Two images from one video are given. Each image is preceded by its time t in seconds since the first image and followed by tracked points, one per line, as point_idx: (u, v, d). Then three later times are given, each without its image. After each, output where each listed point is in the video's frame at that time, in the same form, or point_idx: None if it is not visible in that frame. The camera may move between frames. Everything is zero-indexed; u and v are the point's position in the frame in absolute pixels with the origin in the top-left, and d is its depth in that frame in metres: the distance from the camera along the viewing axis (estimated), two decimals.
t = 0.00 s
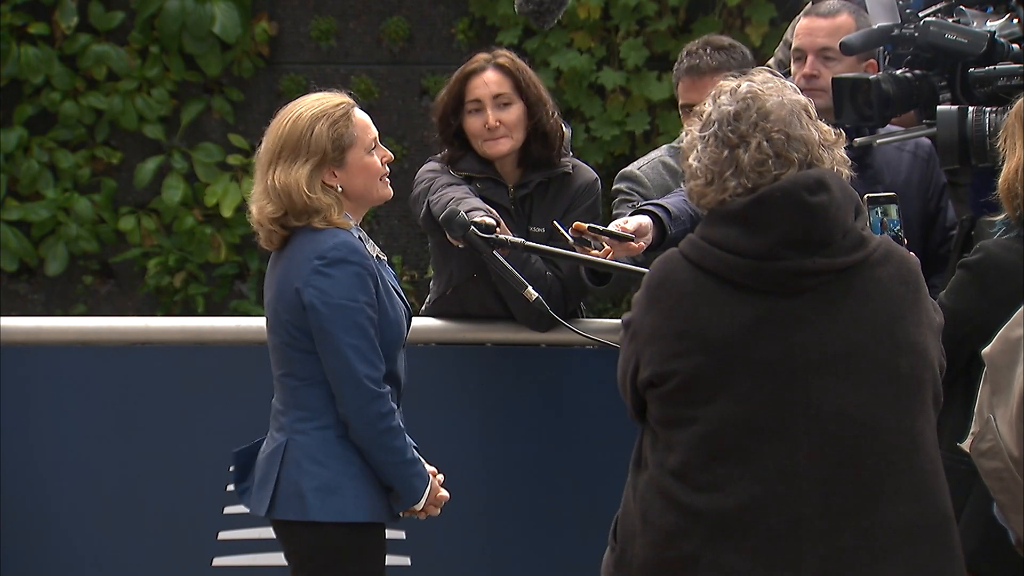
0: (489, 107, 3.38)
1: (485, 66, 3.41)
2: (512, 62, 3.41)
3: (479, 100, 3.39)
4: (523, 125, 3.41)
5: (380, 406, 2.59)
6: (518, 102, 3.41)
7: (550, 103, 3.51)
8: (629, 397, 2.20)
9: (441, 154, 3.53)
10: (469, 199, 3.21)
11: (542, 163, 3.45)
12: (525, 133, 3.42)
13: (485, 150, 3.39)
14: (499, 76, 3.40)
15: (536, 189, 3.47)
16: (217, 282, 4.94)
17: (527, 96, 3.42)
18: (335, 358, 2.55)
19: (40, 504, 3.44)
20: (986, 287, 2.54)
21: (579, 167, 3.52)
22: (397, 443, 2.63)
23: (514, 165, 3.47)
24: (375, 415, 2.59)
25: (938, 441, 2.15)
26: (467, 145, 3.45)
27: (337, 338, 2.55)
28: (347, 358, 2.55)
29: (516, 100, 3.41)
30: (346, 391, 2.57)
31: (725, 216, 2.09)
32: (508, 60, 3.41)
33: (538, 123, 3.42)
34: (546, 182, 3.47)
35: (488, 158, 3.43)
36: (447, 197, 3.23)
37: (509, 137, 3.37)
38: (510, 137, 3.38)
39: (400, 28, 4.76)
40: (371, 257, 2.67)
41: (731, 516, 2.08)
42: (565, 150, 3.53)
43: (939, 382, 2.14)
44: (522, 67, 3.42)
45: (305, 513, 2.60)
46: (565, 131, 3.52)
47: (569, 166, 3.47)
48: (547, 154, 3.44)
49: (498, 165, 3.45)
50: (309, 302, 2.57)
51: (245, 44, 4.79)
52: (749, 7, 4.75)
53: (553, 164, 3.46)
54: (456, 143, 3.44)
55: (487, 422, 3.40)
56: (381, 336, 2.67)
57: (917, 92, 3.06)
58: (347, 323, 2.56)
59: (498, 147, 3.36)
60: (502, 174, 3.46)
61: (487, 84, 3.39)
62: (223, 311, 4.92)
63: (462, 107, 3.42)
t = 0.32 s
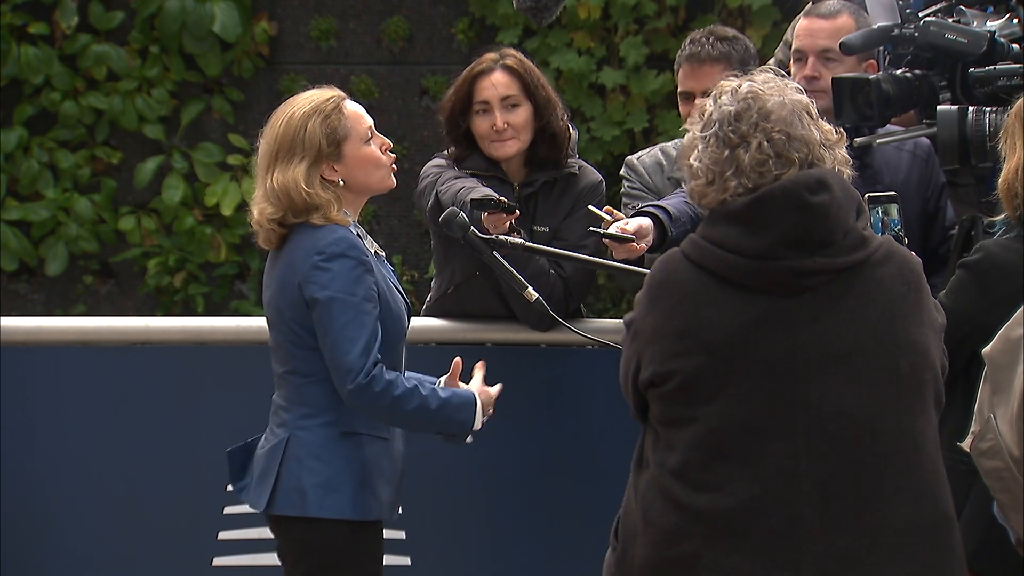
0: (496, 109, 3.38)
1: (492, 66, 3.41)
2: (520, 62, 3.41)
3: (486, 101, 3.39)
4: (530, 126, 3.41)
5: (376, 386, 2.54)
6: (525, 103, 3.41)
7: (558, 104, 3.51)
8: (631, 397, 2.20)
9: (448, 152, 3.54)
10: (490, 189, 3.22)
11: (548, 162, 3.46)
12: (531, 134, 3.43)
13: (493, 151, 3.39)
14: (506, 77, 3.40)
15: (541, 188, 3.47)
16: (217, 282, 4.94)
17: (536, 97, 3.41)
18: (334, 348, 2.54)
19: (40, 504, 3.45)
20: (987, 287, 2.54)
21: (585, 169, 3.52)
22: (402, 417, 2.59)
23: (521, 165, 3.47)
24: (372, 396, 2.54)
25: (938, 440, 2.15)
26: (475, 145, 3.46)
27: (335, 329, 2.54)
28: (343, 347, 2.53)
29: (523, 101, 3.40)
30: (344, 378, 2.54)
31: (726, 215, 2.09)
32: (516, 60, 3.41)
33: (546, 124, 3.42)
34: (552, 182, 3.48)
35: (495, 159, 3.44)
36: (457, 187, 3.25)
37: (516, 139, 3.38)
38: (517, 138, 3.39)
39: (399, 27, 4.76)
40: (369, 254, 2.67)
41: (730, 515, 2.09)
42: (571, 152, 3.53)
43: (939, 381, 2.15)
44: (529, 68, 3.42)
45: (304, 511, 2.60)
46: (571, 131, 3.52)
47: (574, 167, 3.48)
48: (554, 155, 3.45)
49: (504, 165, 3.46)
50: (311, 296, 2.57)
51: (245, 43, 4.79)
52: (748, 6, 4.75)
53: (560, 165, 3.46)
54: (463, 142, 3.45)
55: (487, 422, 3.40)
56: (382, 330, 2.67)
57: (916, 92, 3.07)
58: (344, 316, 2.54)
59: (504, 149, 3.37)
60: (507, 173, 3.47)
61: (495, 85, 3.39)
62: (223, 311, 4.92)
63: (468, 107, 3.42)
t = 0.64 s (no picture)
0: (497, 108, 3.38)
1: (493, 66, 3.41)
2: (521, 62, 3.42)
3: (487, 100, 3.39)
4: (532, 127, 3.41)
5: (361, 398, 2.54)
6: (526, 103, 3.41)
7: (560, 104, 3.51)
8: (633, 398, 2.21)
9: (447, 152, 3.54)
10: (488, 189, 3.22)
11: (548, 162, 3.46)
12: (532, 134, 3.43)
13: (494, 150, 3.39)
14: (508, 77, 3.40)
15: (541, 189, 3.47)
16: (217, 282, 4.93)
17: (538, 98, 3.41)
18: (320, 356, 2.54)
19: (40, 505, 3.45)
20: (986, 287, 2.55)
21: (585, 168, 3.53)
22: (384, 434, 2.57)
23: (521, 165, 3.47)
24: (356, 407, 2.54)
25: (939, 442, 2.16)
26: (475, 144, 3.46)
27: (321, 335, 2.54)
28: (329, 355, 2.53)
29: (524, 101, 3.41)
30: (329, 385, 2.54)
31: (728, 215, 2.09)
32: (517, 60, 3.41)
33: (548, 125, 3.42)
34: (552, 182, 3.48)
35: (495, 158, 3.44)
36: (455, 187, 3.25)
37: (516, 138, 3.38)
38: (518, 138, 3.38)
39: (399, 27, 4.76)
40: (359, 257, 2.66)
41: (731, 516, 2.09)
42: (572, 151, 3.53)
43: (941, 382, 2.15)
44: (530, 68, 3.42)
45: (306, 513, 2.60)
46: (572, 132, 3.52)
47: (574, 167, 3.48)
48: (555, 155, 3.45)
49: (504, 165, 3.46)
50: (296, 302, 2.57)
51: (245, 43, 4.78)
52: (748, 7, 4.75)
53: (560, 165, 3.47)
54: (463, 142, 3.45)
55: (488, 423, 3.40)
56: (376, 333, 2.66)
57: (915, 91, 3.07)
58: (329, 322, 2.54)
59: (505, 148, 3.37)
60: (507, 173, 3.46)
61: (496, 85, 3.39)
62: (223, 311, 4.91)
63: (470, 106, 3.42)
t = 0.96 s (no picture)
0: (497, 109, 3.38)
1: (494, 67, 3.42)
2: (521, 63, 3.42)
3: (487, 101, 3.39)
4: (532, 126, 3.41)
5: (360, 390, 2.54)
6: (526, 103, 3.41)
7: (560, 105, 3.52)
8: (633, 399, 2.21)
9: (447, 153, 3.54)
10: (488, 191, 3.23)
11: (548, 163, 3.46)
12: (532, 134, 3.43)
13: (494, 150, 3.39)
14: (508, 78, 3.40)
15: (540, 189, 3.47)
16: (217, 282, 4.92)
17: (537, 97, 3.42)
18: (319, 351, 2.55)
19: (40, 505, 3.45)
20: (986, 287, 2.55)
21: (585, 169, 3.53)
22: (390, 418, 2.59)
23: (521, 166, 3.47)
24: (358, 399, 2.54)
25: (940, 442, 2.16)
26: (475, 145, 3.46)
27: (320, 330, 2.54)
28: (329, 348, 2.54)
29: (524, 101, 3.41)
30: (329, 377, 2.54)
31: (728, 214, 2.09)
32: (517, 61, 3.42)
33: (548, 126, 3.43)
34: (551, 182, 3.48)
35: (495, 158, 3.44)
36: (455, 188, 3.26)
37: (516, 139, 3.38)
38: (518, 138, 3.38)
39: (399, 27, 4.76)
40: (359, 254, 2.67)
41: (732, 515, 2.09)
42: (572, 152, 3.53)
43: (942, 383, 2.15)
44: (531, 68, 3.43)
45: (306, 510, 2.60)
46: (573, 133, 3.53)
47: (574, 168, 3.48)
48: (556, 156, 3.45)
49: (503, 165, 3.46)
50: (296, 298, 2.58)
51: (245, 43, 4.78)
52: (748, 7, 4.75)
53: (560, 166, 3.47)
54: (462, 142, 3.45)
55: (489, 424, 3.41)
56: (378, 329, 2.66)
57: (915, 91, 3.07)
58: (328, 317, 2.55)
59: (505, 147, 3.37)
60: (507, 173, 3.46)
61: (496, 85, 3.39)
62: (223, 311, 4.90)
63: (471, 107, 3.42)
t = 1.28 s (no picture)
0: (498, 109, 3.38)
1: (495, 67, 3.42)
2: (522, 63, 3.43)
3: (487, 101, 3.40)
4: (533, 127, 3.42)
5: (387, 402, 2.57)
6: (527, 103, 3.42)
7: (561, 105, 3.52)
8: (633, 400, 2.21)
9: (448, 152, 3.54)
10: (486, 193, 3.23)
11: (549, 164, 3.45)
12: (533, 134, 3.43)
13: (494, 150, 3.39)
14: (508, 78, 3.40)
15: (540, 190, 3.47)
16: (217, 282, 4.92)
17: (539, 98, 3.42)
18: (341, 351, 2.55)
19: (39, 505, 3.44)
20: (986, 287, 2.55)
21: (586, 170, 3.53)
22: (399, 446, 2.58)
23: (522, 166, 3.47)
24: (376, 408, 2.55)
25: (939, 441, 2.16)
26: (476, 145, 3.46)
27: (343, 330, 2.55)
28: (353, 353, 2.54)
29: (525, 101, 3.41)
30: (355, 386, 2.55)
31: (728, 214, 2.10)
32: (518, 61, 3.42)
33: (549, 126, 3.43)
34: (551, 183, 3.48)
35: (496, 158, 3.44)
36: (453, 190, 3.26)
37: (517, 139, 3.38)
38: (519, 138, 3.38)
39: (399, 27, 4.76)
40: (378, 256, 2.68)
41: (730, 513, 2.09)
42: (572, 153, 3.53)
43: (942, 382, 2.15)
44: (531, 68, 3.43)
45: (298, 508, 2.60)
46: (574, 133, 3.52)
47: (575, 168, 3.48)
48: (557, 156, 3.45)
49: (504, 165, 3.46)
50: (315, 295, 2.57)
51: (245, 44, 4.78)
52: (748, 7, 4.76)
53: (560, 166, 3.46)
54: (464, 142, 3.45)
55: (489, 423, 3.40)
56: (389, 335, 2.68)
57: (914, 92, 3.07)
58: (353, 318, 2.56)
59: (506, 147, 3.37)
60: (507, 174, 3.46)
61: (497, 85, 3.39)
62: (223, 311, 4.90)
63: (472, 106, 3.43)
